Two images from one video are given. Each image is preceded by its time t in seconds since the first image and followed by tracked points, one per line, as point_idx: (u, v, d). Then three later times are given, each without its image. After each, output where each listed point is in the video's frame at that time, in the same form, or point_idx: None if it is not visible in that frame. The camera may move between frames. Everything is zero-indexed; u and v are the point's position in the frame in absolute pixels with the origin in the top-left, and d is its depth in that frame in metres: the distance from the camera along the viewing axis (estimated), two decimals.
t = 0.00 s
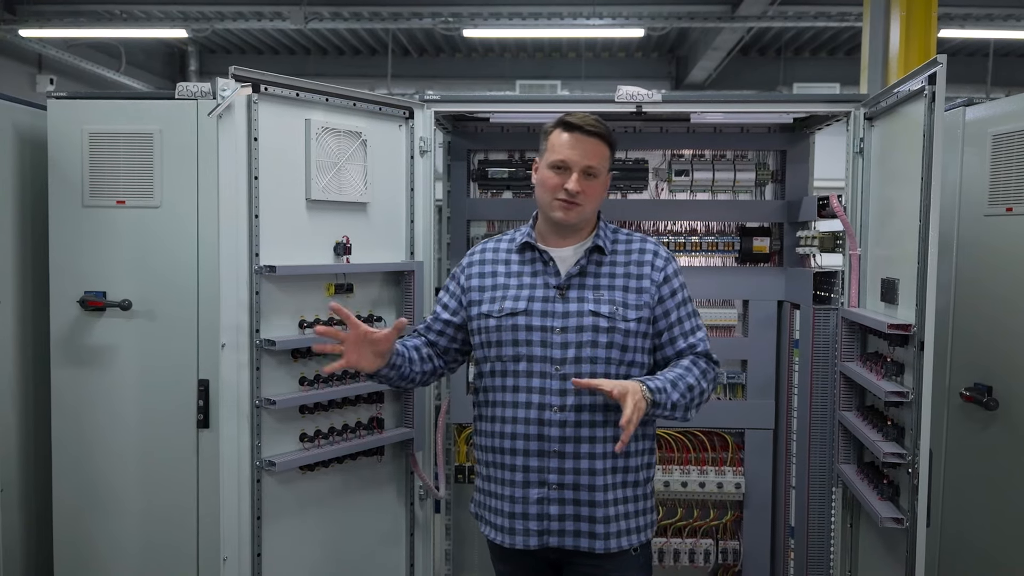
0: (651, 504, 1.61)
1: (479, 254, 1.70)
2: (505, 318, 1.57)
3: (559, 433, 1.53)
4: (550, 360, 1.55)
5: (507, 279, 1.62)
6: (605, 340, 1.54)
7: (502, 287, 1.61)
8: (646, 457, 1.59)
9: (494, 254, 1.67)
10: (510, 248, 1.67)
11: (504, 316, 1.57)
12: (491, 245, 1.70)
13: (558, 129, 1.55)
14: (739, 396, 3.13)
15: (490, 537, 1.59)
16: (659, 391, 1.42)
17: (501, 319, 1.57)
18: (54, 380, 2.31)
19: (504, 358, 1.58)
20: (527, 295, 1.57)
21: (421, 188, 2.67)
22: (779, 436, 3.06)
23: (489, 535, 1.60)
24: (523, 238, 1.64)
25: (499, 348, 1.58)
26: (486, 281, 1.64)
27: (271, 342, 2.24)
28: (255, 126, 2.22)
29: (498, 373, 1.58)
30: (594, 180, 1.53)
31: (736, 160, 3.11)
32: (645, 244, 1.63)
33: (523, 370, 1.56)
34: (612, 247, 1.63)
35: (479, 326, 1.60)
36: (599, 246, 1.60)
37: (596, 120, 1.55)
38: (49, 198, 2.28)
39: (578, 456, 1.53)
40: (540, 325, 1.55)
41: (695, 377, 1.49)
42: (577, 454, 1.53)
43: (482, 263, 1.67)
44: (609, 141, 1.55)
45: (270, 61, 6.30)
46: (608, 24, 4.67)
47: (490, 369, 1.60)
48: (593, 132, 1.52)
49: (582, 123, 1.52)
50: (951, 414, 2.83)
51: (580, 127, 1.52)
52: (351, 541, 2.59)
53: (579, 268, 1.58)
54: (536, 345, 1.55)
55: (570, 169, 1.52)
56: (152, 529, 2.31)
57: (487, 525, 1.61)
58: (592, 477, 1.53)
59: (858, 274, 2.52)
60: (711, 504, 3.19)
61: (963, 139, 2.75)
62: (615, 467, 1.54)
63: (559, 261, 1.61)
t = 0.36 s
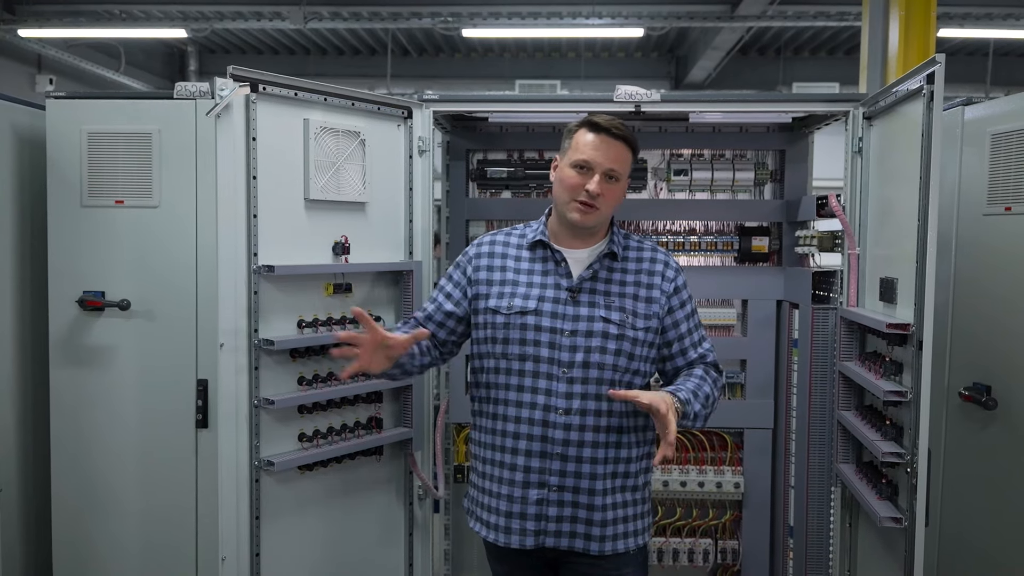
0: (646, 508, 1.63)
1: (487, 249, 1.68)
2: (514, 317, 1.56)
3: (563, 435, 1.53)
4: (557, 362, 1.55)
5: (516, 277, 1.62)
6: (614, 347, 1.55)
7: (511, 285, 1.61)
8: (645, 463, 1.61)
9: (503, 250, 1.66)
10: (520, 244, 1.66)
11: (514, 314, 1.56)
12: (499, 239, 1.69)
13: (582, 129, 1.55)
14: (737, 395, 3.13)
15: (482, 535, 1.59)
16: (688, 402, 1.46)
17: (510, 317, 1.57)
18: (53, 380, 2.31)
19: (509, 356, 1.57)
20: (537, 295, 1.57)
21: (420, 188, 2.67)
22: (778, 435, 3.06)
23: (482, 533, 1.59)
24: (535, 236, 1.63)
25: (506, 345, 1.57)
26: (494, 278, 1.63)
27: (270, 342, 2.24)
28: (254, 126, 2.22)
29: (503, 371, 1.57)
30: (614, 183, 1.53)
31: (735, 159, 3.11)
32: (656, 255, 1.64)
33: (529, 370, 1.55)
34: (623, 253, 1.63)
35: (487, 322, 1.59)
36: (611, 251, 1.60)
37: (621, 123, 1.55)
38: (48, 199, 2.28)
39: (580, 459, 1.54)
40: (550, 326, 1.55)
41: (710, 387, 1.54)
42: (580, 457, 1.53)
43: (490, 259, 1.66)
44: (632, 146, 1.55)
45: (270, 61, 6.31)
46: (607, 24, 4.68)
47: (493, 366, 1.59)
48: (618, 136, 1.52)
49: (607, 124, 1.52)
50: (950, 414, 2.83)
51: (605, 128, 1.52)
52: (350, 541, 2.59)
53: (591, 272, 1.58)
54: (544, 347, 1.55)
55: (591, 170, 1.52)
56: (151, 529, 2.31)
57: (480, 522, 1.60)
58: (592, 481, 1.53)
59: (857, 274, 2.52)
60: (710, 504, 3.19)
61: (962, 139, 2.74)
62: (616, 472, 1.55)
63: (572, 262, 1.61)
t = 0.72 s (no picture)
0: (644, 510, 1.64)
1: (494, 248, 1.67)
2: (521, 316, 1.56)
3: (567, 437, 1.53)
4: (563, 364, 1.54)
5: (523, 276, 1.61)
6: (620, 350, 1.55)
7: (518, 284, 1.60)
8: (645, 465, 1.62)
9: (510, 249, 1.66)
10: (527, 244, 1.66)
11: (522, 314, 1.56)
12: (506, 238, 1.68)
13: (587, 129, 1.55)
14: (737, 395, 3.13)
15: (482, 533, 1.59)
16: (667, 410, 1.44)
17: (517, 317, 1.56)
18: (52, 379, 2.31)
19: (515, 357, 1.56)
20: (544, 296, 1.57)
21: (419, 187, 2.67)
22: (777, 435, 3.06)
23: (482, 531, 1.59)
24: (543, 236, 1.62)
25: (512, 344, 1.57)
26: (502, 276, 1.63)
27: (270, 341, 2.24)
28: (252, 125, 2.21)
29: (508, 371, 1.57)
30: (619, 183, 1.52)
31: (734, 158, 3.11)
32: (662, 258, 1.64)
33: (535, 372, 1.55)
34: (630, 256, 1.63)
35: (495, 321, 1.58)
36: (619, 253, 1.59)
37: (625, 122, 1.54)
38: (47, 198, 2.28)
39: (582, 460, 1.53)
40: (557, 328, 1.55)
41: (700, 396, 1.55)
42: (582, 459, 1.53)
43: (498, 258, 1.66)
44: (638, 147, 1.54)
45: (270, 60, 6.31)
46: (607, 23, 4.68)
47: (498, 366, 1.59)
48: (623, 136, 1.52)
49: (610, 124, 1.52)
50: (949, 414, 2.82)
51: (609, 128, 1.52)
52: (349, 540, 2.58)
53: (599, 274, 1.58)
54: (551, 348, 1.55)
55: (595, 170, 1.51)
56: (151, 529, 2.31)
57: (479, 519, 1.60)
58: (594, 482, 1.54)
59: (856, 273, 2.52)
60: (709, 502, 3.19)
61: (962, 138, 2.74)
62: (618, 474, 1.55)
63: (580, 263, 1.61)
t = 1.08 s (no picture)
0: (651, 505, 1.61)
1: (486, 254, 1.70)
2: (509, 316, 1.57)
3: (563, 432, 1.54)
4: (554, 360, 1.55)
5: (512, 277, 1.63)
6: (611, 341, 1.54)
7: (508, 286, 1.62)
8: (649, 459, 1.59)
9: (500, 254, 1.68)
10: (516, 247, 1.67)
11: (509, 314, 1.58)
12: (497, 244, 1.70)
13: (549, 132, 1.54)
14: (737, 395, 3.13)
15: (490, 533, 1.60)
16: (648, 393, 1.42)
17: (506, 317, 1.58)
18: (53, 379, 2.31)
19: (509, 356, 1.58)
20: (532, 294, 1.58)
21: (420, 187, 2.67)
22: (778, 435, 3.06)
23: (491, 531, 1.60)
24: (529, 238, 1.64)
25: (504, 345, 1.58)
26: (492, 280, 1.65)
27: (270, 341, 2.24)
28: (254, 125, 2.22)
29: (502, 371, 1.59)
30: (596, 176, 1.52)
31: (735, 158, 3.11)
32: (651, 245, 1.62)
33: (528, 370, 1.56)
34: (618, 248, 1.62)
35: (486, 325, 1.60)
36: (605, 246, 1.59)
37: (586, 116, 1.54)
38: (48, 198, 2.28)
39: (580, 455, 1.53)
40: (545, 324, 1.56)
41: (694, 381, 1.49)
42: (580, 453, 1.53)
43: (489, 263, 1.68)
44: (605, 136, 1.54)
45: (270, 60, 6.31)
46: (607, 23, 4.68)
47: (493, 366, 1.61)
48: (589, 129, 1.51)
49: (572, 121, 1.52)
50: (950, 414, 2.83)
51: (571, 125, 1.52)
52: (350, 540, 2.59)
53: (585, 268, 1.58)
54: (540, 345, 1.55)
55: (568, 170, 1.51)
56: (151, 529, 2.31)
57: (488, 521, 1.60)
58: (595, 476, 1.53)
59: (856, 273, 2.52)
60: (710, 503, 3.19)
61: (962, 138, 2.74)
62: (620, 467, 1.54)
63: (566, 261, 1.62)
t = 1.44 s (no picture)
0: (655, 503, 1.61)
1: (485, 260, 1.70)
2: (510, 321, 1.58)
3: (564, 434, 1.54)
4: (556, 362, 1.55)
5: (511, 282, 1.63)
6: (611, 341, 1.54)
7: (507, 290, 1.62)
8: (653, 456, 1.60)
9: (499, 258, 1.67)
10: (513, 252, 1.67)
11: (508, 318, 1.58)
12: (494, 250, 1.69)
13: (527, 137, 1.58)
14: (739, 395, 3.11)
15: (495, 535, 1.60)
16: (674, 385, 1.42)
17: (506, 322, 1.58)
18: (55, 380, 2.31)
19: (510, 360, 1.59)
20: (532, 298, 1.58)
21: (421, 187, 2.67)
22: (779, 435, 3.06)
23: (495, 534, 1.60)
24: (525, 241, 1.64)
25: (506, 349, 1.59)
26: (490, 285, 1.65)
27: (272, 341, 2.24)
28: (256, 125, 2.22)
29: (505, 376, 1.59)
30: (572, 174, 1.53)
31: (736, 159, 3.11)
32: (649, 243, 1.63)
33: (529, 374, 1.56)
34: (616, 248, 1.63)
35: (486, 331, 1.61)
36: (601, 246, 1.59)
37: (562, 117, 1.56)
38: (50, 198, 2.28)
39: (583, 456, 1.53)
40: (545, 328, 1.56)
41: (710, 371, 1.50)
42: (583, 454, 1.53)
43: (487, 269, 1.68)
44: (580, 133, 1.54)
45: (271, 60, 6.31)
46: (608, 24, 4.68)
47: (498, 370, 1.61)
48: (559, 129, 1.53)
49: (544, 123, 1.54)
50: (951, 414, 2.83)
51: (543, 128, 1.54)
52: (352, 540, 2.59)
53: (583, 269, 1.58)
54: (541, 348, 1.56)
55: (544, 170, 1.53)
56: (153, 529, 2.31)
57: (492, 523, 1.60)
58: (598, 477, 1.53)
59: (858, 273, 2.52)
60: (711, 503, 3.19)
61: (963, 138, 2.75)
62: (622, 467, 1.54)
63: (563, 264, 1.62)
